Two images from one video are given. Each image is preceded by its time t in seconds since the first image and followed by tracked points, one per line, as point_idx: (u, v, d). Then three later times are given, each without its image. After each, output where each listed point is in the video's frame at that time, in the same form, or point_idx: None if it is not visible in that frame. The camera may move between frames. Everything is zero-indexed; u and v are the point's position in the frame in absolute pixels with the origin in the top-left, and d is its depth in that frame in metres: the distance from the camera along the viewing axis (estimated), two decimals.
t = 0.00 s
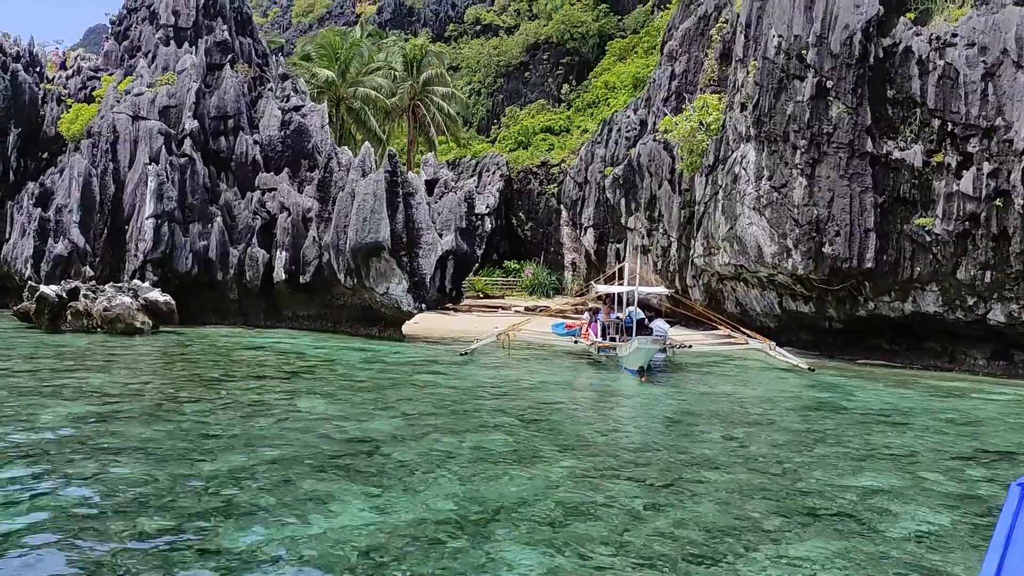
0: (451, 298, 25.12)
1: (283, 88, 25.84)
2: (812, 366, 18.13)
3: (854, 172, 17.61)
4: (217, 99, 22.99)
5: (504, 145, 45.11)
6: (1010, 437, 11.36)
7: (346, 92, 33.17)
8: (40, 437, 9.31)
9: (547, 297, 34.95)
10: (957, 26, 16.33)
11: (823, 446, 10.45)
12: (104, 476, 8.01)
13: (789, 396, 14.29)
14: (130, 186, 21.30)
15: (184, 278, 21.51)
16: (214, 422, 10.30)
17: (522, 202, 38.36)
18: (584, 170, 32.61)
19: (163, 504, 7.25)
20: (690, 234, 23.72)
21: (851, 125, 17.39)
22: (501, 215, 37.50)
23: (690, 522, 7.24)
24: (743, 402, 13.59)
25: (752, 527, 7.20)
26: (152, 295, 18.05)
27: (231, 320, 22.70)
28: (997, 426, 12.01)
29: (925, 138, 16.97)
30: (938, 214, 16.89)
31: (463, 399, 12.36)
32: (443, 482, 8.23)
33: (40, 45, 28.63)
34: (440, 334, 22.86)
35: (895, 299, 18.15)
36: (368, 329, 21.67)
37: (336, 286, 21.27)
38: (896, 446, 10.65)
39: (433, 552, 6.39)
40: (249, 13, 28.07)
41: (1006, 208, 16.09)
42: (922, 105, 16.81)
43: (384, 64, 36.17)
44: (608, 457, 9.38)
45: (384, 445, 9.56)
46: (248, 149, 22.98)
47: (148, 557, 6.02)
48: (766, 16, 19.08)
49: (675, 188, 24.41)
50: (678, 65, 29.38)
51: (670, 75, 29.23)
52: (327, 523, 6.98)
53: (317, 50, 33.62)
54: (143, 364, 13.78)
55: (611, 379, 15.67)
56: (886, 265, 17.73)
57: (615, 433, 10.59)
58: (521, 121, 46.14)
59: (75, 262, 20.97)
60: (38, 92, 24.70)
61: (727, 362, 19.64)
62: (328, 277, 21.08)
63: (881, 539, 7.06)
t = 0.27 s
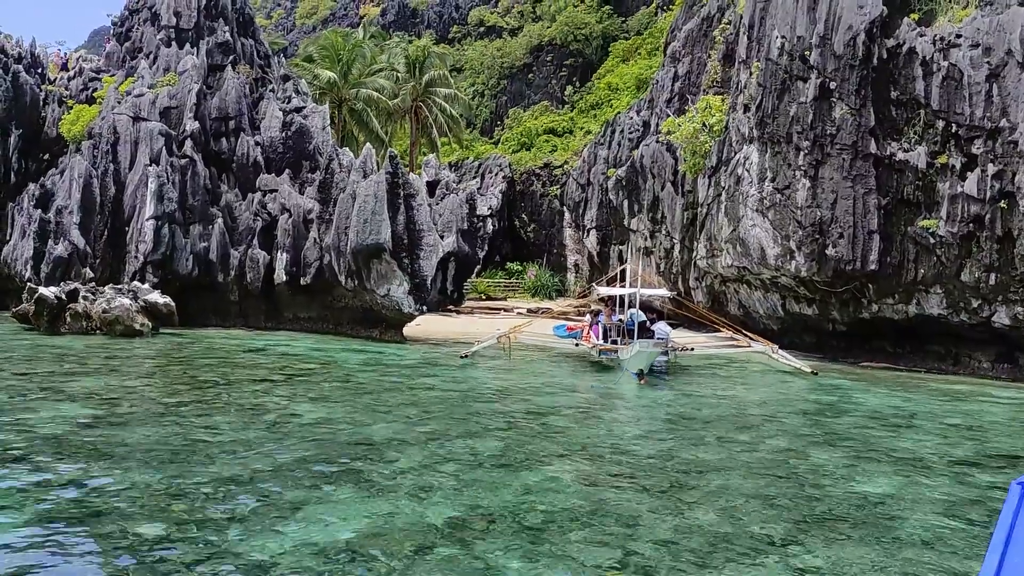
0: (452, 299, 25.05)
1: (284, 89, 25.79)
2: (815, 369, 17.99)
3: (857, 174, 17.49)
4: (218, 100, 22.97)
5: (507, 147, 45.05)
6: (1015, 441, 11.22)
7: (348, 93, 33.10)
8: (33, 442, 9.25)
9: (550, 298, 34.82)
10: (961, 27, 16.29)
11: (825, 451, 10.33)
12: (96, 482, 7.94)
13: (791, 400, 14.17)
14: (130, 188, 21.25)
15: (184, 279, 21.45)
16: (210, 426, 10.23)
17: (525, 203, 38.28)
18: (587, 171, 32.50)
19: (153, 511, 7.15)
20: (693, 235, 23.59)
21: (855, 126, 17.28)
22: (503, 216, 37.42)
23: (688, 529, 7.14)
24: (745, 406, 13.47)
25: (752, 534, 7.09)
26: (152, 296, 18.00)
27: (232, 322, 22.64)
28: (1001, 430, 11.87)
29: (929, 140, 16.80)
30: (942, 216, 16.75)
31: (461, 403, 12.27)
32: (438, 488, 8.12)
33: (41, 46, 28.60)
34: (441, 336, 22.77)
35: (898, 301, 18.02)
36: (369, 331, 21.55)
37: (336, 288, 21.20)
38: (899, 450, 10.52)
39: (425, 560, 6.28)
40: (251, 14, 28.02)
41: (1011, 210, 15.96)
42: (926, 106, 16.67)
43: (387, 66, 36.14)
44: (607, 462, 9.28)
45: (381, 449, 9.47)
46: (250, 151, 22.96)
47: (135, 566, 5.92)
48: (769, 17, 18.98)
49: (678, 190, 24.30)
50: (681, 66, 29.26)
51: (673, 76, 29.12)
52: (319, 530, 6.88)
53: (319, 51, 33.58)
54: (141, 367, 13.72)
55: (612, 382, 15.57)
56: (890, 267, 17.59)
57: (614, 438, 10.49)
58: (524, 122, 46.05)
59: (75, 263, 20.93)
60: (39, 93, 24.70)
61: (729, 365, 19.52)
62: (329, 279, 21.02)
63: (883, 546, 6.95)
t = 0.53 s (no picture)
0: (455, 301, 24.95)
1: (286, 90, 25.73)
2: (819, 371, 17.84)
3: (862, 175, 17.38)
4: (221, 102, 22.94)
5: (510, 148, 44.95)
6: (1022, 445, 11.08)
7: (350, 94, 33.04)
8: (28, 444, 9.19)
9: (553, 300, 34.67)
10: (967, 26, 16.02)
11: (828, 455, 10.20)
12: (89, 485, 7.87)
13: (795, 402, 14.03)
14: (132, 189, 21.21)
15: (186, 281, 21.40)
16: (207, 429, 10.16)
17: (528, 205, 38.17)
18: (591, 172, 32.40)
19: (147, 515, 7.08)
20: (697, 237, 23.45)
21: (859, 126, 17.16)
22: (506, 218, 37.31)
23: (688, 535, 7.03)
24: (748, 408, 13.36)
25: (752, 539, 6.98)
26: (152, 298, 17.94)
27: (233, 324, 22.57)
28: (1008, 433, 11.72)
29: (935, 140, 16.62)
30: (947, 217, 16.57)
31: (461, 405, 12.17)
32: (435, 492, 8.03)
33: (44, 48, 28.58)
34: (443, 338, 22.68)
35: (903, 303, 17.86)
36: (371, 332, 21.44)
37: (338, 289, 21.13)
38: (904, 454, 10.39)
39: (420, 566, 6.18)
40: (253, 15, 28.00)
41: (1018, 211, 15.80)
42: (931, 106, 16.47)
43: (390, 67, 36.14)
44: (607, 466, 9.17)
45: (378, 453, 9.38)
46: (252, 152, 22.90)
47: (126, 571, 5.85)
48: (773, 17, 18.88)
49: (682, 191, 24.18)
50: (684, 66, 29.13)
51: (677, 76, 29.00)
52: (314, 535, 6.79)
53: (322, 53, 33.53)
54: (140, 368, 13.66)
55: (614, 384, 15.45)
56: (895, 268, 17.44)
57: (615, 441, 10.38)
58: (528, 123, 45.96)
59: (76, 265, 20.88)
60: (41, 94, 24.67)
61: (733, 367, 19.38)
62: (330, 280, 20.95)
63: (885, 552, 6.83)
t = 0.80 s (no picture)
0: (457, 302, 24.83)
1: (288, 91, 25.63)
2: (824, 372, 17.68)
3: (867, 174, 17.19)
4: (223, 102, 22.87)
5: (514, 149, 44.86)
6: None
7: (353, 95, 32.95)
8: (23, 449, 9.11)
9: (557, 301, 34.53)
10: (973, 23, 16.01)
11: (833, 457, 10.06)
12: (84, 491, 7.78)
13: (800, 404, 13.89)
14: (133, 190, 21.14)
15: (188, 282, 21.33)
16: (205, 432, 10.07)
17: (532, 205, 38.07)
18: (594, 172, 32.26)
19: (144, 521, 7.01)
20: (701, 237, 23.30)
21: (865, 125, 16.99)
22: (509, 218, 37.20)
23: (690, 541, 6.91)
24: (752, 409, 13.25)
25: (755, 546, 6.84)
26: (154, 299, 17.88)
27: (236, 325, 22.51)
28: (1015, 434, 11.59)
29: (941, 138, 16.46)
30: (954, 216, 16.40)
31: (462, 408, 12.05)
32: (434, 496, 7.95)
33: (47, 49, 28.53)
34: (446, 339, 22.59)
35: (910, 303, 17.70)
36: (373, 333, 21.33)
37: (340, 290, 21.04)
38: (910, 456, 10.27)
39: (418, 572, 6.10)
40: (256, 15, 27.92)
41: None
42: (937, 104, 16.34)
43: (393, 67, 36.09)
44: (608, 469, 9.05)
45: (377, 455, 9.28)
46: (253, 152, 22.82)
47: None
48: (778, 15, 18.73)
49: (686, 190, 24.04)
50: (688, 66, 29.00)
51: (681, 76, 28.88)
52: (311, 541, 6.71)
53: (324, 53, 33.45)
54: (140, 371, 13.58)
55: (617, 385, 15.35)
56: (901, 268, 17.29)
57: (617, 443, 10.26)
58: (531, 124, 45.84)
59: (78, 266, 20.83)
60: (44, 96, 24.63)
61: (737, 367, 19.22)
62: (332, 281, 20.86)
63: (893, 559, 6.69)
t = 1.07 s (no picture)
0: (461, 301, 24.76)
1: (292, 90, 25.58)
2: (830, 370, 17.55)
3: (873, 171, 17.06)
4: (226, 102, 22.83)
5: (519, 147, 44.77)
6: None
7: (356, 94, 32.90)
8: (22, 449, 9.08)
9: (562, 300, 34.41)
10: (980, 19, 15.84)
11: (838, 458, 9.96)
12: (81, 492, 7.74)
13: (804, 403, 13.78)
14: (136, 189, 21.12)
15: (191, 281, 21.32)
16: (205, 432, 10.03)
17: (537, 204, 37.98)
18: (599, 171, 32.14)
19: (139, 522, 6.96)
20: (706, 235, 23.16)
21: (871, 121, 16.83)
22: (514, 217, 37.11)
23: (691, 543, 6.82)
24: (756, 409, 13.14)
25: (757, 548, 6.75)
26: (157, 299, 17.86)
27: (239, 324, 22.50)
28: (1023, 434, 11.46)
29: (948, 135, 16.31)
30: (961, 213, 16.24)
31: (463, 408, 11.97)
32: (433, 498, 7.87)
33: (52, 49, 28.56)
34: (449, 338, 22.51)
35: (916, 301, 17.54)
36: (376, 333, 21.28)
37: (343, 289, 21.00)
38: (915, 456, 10.15)
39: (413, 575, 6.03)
40: (260, 14, 27.89)
41: None
42: (943, 101, 16.18)
43: (397, 66, 36.02)
44: (609, 470, 8.97)
45: (377, 456, 9.23)
46: (257, 152, 22.78)
47: None
48: (783, 12, 18.60)
49: (691, 189, 23.91)
50: (693, 63, 28.86)
51: (686, 74, 28.74)
52: (306, 543, 6.65)
53: (328, 52, 33.39)
54: (142, 371, 13.55)
55: (620, 385, 15.25)
56: (908, 266, 17.12)
57: (619, 444, 10.18)
58: (536, 122, 45.73)
59: (82, 266, 20.84)
60: (48, 96, 24.65)
61: (742, 366, 19.11)
62: (336, 280, 20.82)
63: (897, 561, 6.60)
